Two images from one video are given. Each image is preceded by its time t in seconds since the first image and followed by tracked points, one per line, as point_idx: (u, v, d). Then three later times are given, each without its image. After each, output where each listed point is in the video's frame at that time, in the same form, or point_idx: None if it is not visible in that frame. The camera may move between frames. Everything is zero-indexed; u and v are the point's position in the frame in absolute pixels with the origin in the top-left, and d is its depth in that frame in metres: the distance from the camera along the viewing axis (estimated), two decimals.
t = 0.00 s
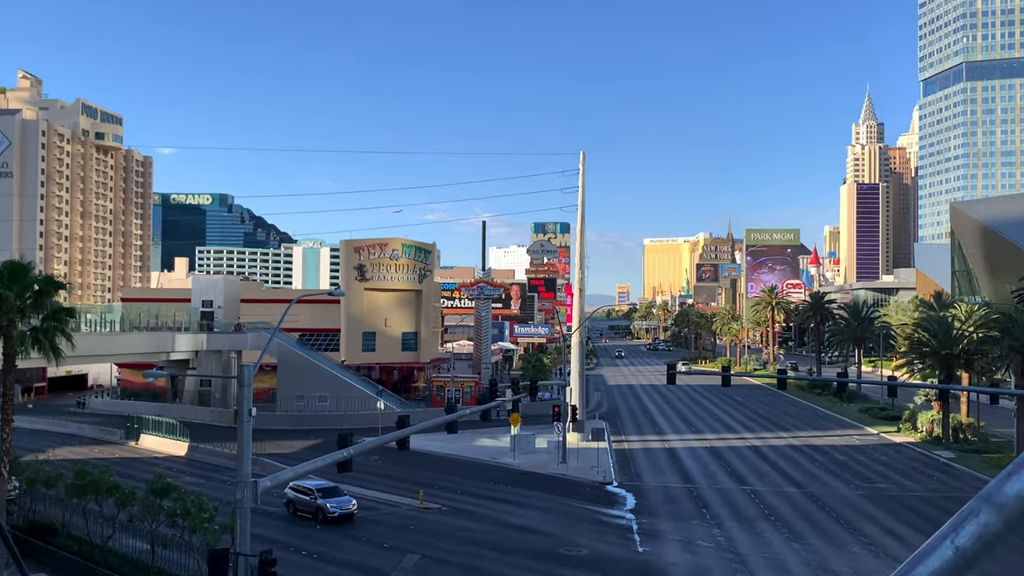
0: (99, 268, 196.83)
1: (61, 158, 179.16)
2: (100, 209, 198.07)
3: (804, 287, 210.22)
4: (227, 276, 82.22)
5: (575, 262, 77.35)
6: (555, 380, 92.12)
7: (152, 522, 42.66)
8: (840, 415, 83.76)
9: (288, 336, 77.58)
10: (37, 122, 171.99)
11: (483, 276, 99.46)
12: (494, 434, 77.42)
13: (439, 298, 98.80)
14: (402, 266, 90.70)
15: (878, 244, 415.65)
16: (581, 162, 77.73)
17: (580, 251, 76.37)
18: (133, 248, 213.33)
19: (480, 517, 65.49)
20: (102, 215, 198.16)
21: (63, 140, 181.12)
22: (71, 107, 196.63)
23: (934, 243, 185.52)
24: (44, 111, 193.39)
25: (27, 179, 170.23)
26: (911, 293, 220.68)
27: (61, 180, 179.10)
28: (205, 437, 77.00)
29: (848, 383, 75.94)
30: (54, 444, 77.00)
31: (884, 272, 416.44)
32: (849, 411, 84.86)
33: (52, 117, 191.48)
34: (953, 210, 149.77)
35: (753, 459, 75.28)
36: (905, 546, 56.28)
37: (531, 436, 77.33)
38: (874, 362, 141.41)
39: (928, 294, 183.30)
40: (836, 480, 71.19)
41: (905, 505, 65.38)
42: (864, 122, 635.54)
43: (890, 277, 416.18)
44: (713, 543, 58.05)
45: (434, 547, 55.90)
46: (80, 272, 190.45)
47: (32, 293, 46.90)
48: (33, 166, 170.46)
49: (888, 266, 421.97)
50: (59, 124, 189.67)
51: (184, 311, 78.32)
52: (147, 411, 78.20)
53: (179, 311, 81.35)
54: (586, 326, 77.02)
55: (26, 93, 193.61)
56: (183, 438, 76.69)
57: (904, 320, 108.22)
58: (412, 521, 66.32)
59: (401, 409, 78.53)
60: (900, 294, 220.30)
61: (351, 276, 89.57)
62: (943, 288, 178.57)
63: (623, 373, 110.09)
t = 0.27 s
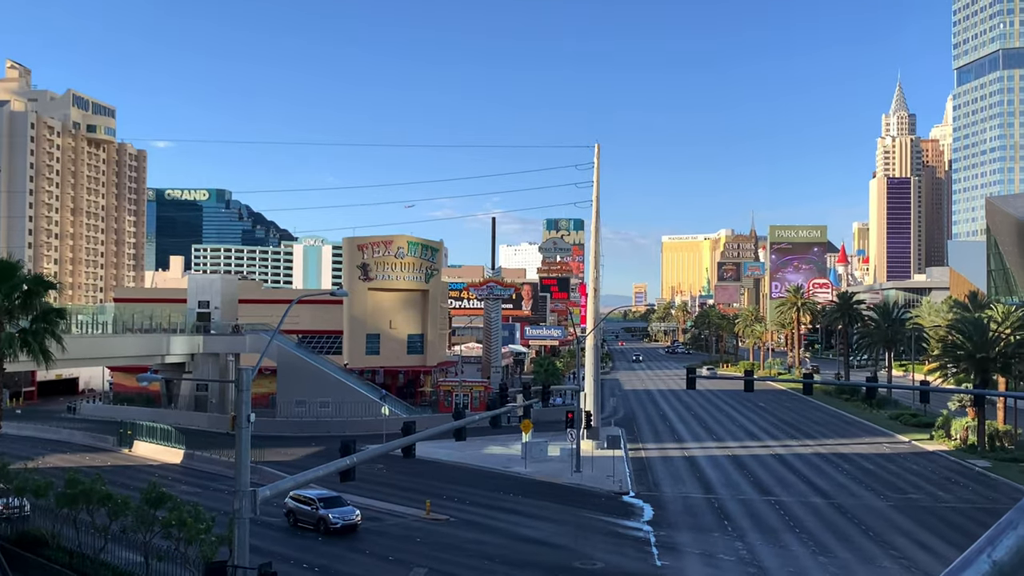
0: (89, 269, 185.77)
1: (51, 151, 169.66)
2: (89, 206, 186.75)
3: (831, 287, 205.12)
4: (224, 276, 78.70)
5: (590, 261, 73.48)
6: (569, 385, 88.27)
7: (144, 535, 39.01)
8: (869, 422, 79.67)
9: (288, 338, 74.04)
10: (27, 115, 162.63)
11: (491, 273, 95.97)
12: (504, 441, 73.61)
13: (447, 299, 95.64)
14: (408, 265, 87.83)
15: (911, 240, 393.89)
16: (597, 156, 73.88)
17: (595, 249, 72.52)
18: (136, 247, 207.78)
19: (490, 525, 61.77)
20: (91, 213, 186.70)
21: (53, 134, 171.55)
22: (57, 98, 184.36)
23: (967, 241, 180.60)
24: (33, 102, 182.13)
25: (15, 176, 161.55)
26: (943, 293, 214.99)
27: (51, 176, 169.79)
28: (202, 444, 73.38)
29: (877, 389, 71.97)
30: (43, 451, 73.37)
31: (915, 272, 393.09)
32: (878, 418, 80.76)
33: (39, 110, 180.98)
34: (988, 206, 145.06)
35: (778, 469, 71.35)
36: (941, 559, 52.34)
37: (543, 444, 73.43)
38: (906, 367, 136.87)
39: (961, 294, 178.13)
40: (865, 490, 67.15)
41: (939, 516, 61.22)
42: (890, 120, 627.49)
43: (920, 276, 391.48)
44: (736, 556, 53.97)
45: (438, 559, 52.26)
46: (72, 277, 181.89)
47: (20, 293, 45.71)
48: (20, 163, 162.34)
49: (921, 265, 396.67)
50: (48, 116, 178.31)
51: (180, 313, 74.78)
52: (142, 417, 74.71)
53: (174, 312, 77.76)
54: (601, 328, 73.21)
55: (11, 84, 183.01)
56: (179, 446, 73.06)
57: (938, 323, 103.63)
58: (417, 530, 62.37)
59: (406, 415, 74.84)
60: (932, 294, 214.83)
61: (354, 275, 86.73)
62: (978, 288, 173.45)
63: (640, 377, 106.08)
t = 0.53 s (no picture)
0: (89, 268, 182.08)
1: (48, 146, 166.54)
2: (89, 202, 183.26)
3: (855, 287, 201.48)
4: (227, 276, 76.51)
5: (604, 260, 71.09)
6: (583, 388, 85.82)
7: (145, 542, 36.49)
8: (893, 427, 77.10)
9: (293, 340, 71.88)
10: (23, 110, 160.74)
11: (501, 273, 93.67)
12: (515, 446, 71.21)
13: (457, 299, 93.42)
14: (416, 263, 86.28)
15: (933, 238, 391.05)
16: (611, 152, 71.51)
17: (609, 248, 70.14)
18: (141, 247, 204.21)
19: (500, 530, 59.40)
20: (91, 209, 182.97)
21: (50, 128, 168.58)
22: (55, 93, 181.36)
23: (998, 238, 177.46)
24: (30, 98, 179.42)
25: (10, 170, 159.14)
26: (970, 294, 211.55)
27: (48, 171, 166.39)
28: (204, 449, 71.15)
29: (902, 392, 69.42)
30: (40, 455, 71.17)
31: (942, 271, 386.84)
32: (903, 422, 78.21)
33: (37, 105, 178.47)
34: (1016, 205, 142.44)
35: (800, 475, 68.80)
36: (972, 569, 49.78)
37: (555, 449, 70.96)
38: (931, 370, 134.08)
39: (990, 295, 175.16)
40: (891, 498, 64.52)
41: (968, 525, 58.51)
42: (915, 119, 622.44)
43: (946, 274, 385.97)
44: (756, 565, 51.40)
45: (445, 567, 49.87)
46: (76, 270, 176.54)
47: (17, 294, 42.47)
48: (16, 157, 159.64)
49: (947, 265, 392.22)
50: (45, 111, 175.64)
51: (181, 313, 72.61)
52: (142, 420, 72.55)
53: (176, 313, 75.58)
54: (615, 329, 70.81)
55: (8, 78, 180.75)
56: (180, 450, 70.84)
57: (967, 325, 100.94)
58: (424, 536, 59.91)
59: (414, 418, 72.58)
60: (959, 295, 211.51)
61: (360, 274, 85.27)
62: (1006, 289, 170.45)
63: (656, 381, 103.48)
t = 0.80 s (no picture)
0: (72, 270, 161.71)
1: (39, 139, 152.91)
2: (78, 199, 164.71)
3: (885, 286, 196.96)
4: (225, 276, 73.11)
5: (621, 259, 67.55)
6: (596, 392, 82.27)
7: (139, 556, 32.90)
8: (928, 435, 73.28)
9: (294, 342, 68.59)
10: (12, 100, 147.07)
11: (514, 273, 90.24)
12: (527, 455, 67.65)
13: (466, 300, 90.13)
14: (424, 262, 83.19)
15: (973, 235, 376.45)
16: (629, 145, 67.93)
17: (627, 246, 66.55)
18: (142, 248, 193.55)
19: (512, 541, 55.94)
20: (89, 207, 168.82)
21: (41, 120, 154.80)
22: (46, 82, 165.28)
23: None
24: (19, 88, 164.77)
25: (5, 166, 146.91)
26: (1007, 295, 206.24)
27: (44, 167, 154.42)
28: (201, 457, 67.79)
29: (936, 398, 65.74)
30: (31, 464, 67.90)
31: (979, 269, 375.09)
32: (938, 430, 74.41)
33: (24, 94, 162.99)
34: None
35: (828, 485, 65.06)
36: None
37: (570, 457, 67.31)
38: (967, 375, 129.84)
39: None
40: (924, 510, 60.70)
41: (1009, 539, 54.63)
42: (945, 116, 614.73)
43: (984, 273, 374.61)
44: None
45: None
46: (108, 260, 172.22)
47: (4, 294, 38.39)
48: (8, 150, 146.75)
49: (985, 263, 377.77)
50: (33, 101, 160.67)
51: (178, 314, 69.27)
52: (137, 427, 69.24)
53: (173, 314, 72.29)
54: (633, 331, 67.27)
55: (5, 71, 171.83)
56: (176, 459, 67.49)
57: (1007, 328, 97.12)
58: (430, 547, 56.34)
59: (421, 425, 69.15)
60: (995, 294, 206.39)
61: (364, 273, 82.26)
62: None
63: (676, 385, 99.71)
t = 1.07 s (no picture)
0: (60, 267, 153.98)
1: (19, 129, 144.01)
2: (63, 192, 156.60)
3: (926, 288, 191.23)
4: (218, 276, 68.89)
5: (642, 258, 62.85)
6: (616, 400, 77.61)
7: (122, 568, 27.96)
8: (974, 446, 68.29)
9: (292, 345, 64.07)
10: None
11: (528, 272, 85.58)
12: (542, 467, 62.88)
13: (476, 302, 85.66)
14: (431, 260, 79.00)
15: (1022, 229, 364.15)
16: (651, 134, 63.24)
17: (648, 243, 61.82)
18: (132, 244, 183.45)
19: (524, 558, 51.16)
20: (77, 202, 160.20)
21: (21, 109, 145.96)
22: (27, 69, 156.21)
23: None
24: None
25: None
26: None
27: (25, 158, 145.34)
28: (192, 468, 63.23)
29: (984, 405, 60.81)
30: (10, 476, 63.42)
31: None
32: (985, 441, 69.41)
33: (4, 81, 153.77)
34: None
35: (865, 501, 60.01)
36: None
37: (588, 470, 62.45)
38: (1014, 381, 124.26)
39: None
40: (970, 527, 55.55)
41: None
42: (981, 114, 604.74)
43: None
44: None
45: None
46: (94, 258, 162.96)
47: None
48: None
49: None
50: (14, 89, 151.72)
51: (167, 316, 64.74)
52: (124, 437, 64.71)
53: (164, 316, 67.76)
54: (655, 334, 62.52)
55: None
56: (165, 470, 62.96)
57: None
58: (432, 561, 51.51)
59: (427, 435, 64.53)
60: None
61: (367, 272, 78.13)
62: None
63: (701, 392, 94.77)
